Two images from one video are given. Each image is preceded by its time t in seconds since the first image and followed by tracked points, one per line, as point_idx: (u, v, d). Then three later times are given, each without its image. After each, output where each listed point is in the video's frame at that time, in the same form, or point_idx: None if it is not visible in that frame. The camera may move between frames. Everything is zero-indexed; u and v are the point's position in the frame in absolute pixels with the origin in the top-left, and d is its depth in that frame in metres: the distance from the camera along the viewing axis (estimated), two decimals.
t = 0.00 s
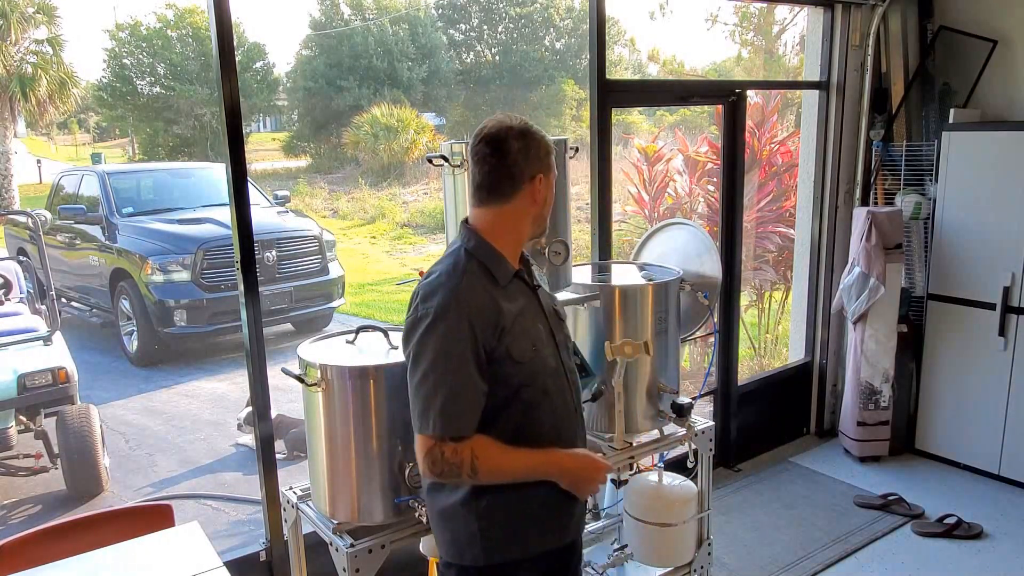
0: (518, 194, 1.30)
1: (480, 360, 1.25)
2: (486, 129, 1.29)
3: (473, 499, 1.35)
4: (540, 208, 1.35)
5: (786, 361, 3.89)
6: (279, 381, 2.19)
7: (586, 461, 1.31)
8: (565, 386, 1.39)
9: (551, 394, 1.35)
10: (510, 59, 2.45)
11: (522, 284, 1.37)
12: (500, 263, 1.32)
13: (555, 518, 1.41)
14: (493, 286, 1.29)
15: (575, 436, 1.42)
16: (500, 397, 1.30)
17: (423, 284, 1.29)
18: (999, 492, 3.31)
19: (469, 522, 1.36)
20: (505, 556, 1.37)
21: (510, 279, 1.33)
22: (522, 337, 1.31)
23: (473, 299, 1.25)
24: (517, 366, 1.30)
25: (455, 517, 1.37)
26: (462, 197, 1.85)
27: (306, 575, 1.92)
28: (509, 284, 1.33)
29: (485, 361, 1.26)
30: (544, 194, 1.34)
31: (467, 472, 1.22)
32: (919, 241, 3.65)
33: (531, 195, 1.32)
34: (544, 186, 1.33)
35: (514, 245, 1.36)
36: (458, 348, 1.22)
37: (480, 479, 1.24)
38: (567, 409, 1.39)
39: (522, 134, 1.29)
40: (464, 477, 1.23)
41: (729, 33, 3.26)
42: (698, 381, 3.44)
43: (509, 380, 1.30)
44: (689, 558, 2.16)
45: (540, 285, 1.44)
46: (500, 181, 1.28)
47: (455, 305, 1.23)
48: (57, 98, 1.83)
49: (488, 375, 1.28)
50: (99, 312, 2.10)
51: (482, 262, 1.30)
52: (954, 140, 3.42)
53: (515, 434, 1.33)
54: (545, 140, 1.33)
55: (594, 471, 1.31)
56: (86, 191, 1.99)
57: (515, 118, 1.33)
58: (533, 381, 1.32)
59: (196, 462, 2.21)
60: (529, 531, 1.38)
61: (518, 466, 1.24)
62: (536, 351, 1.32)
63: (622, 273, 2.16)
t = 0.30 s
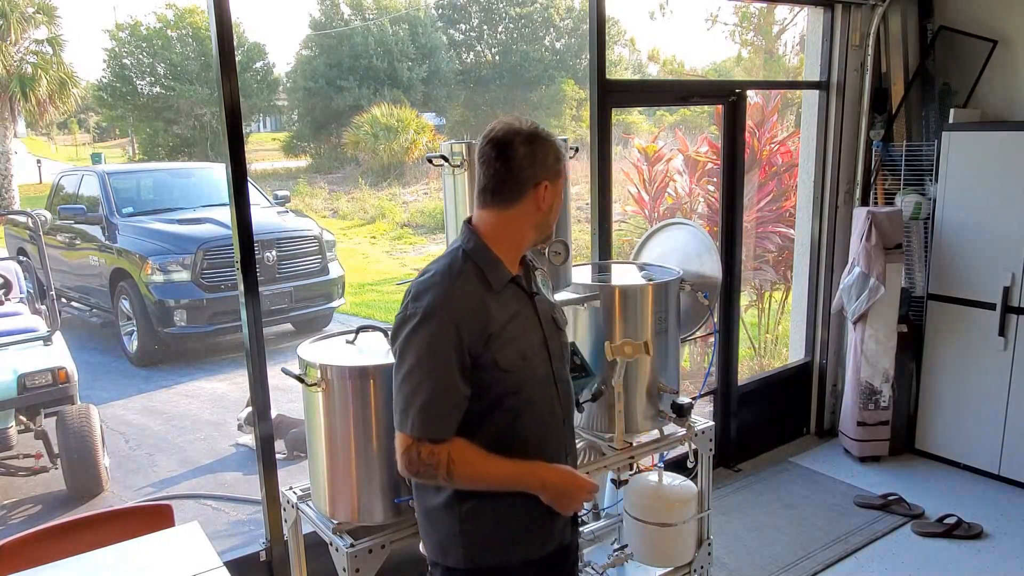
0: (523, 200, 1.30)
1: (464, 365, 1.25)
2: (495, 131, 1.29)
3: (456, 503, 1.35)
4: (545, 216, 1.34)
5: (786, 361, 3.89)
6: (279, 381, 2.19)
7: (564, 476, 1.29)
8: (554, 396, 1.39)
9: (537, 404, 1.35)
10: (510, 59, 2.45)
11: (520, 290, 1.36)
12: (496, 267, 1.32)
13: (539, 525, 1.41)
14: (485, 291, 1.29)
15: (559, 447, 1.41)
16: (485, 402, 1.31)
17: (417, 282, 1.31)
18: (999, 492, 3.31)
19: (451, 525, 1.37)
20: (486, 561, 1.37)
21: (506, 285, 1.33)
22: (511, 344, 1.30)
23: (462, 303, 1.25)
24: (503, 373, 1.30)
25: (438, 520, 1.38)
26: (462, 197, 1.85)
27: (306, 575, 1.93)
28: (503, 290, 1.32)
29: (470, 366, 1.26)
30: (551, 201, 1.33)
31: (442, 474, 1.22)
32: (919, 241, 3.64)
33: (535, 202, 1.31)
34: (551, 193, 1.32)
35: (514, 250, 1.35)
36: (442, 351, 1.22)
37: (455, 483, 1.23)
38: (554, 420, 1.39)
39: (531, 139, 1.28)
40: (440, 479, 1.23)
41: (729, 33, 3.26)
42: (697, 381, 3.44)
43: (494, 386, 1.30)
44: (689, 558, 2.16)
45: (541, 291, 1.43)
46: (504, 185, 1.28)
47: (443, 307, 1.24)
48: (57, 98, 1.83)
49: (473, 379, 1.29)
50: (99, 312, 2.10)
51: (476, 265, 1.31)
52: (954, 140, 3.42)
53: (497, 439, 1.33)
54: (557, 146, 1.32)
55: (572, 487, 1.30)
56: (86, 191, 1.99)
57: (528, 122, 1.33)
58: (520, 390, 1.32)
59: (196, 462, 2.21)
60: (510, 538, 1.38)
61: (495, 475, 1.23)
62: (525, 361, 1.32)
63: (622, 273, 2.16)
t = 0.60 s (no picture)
0: (538, 204, 1.30)
1: (462, 364, 1.25)
2: (516, 133, 1.30)
3: (446, 502, 1.36)
4: (558, 223, 1.34)
5: (786, 361, 3.89)
6: (279, 381, 2.19)
7: (553, 491, 1.28)
8: (550, 403, 1.38)
9: (532, 410, 1.35)
10: (510, 59, 2.45)
11: (524, 295, 1.36)
12: (503, 268, 1.32)
13: (527, 533, 1.39)
14: (488, 293, 1.29)
15: (551, 457, 1.40)
16: (479, 403, 1.31)
17: (422, 277, 1.31)
18: (999, 492, 3.31)
19: (440, 523, 1.38)
20: (470, 565, 1.37)
21: (511, 288, 1.33)
22: (509, 348, 1.30)
23: (464, 302, 1.26)
24: (500, 376, 1.29)
25: (428, 517, 1.40)
26: (462, 197, 1.84)
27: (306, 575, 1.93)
28: (507, 293, 1.32)
29: (467, 366, 1.26)
30: (566, 209, 1.33)
31: (429, 471, 1.23)
32: (919, 241, 3.64)
33: (548, 208, 1.31)
34: (567, 201, 1.33)
35: (523, 253, 1.36)
36: (439, 348, 1.22)
37: (442, 481, 1.23)
38: (547, 427, 1.38)
39: (551, 146, 1.29)
40: (426, 476, 1.24)
41: (729, 33, 3.26)
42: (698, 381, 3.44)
43: (490, 388, 1.30)
44: (689, 558, 2.16)
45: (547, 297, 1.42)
46: (519, 188, 1.28)
47: (444, 305, 1.24)
48: (57, 98, 1.83)
49: (470, 380, 1.29)
50: (99, 312, 2.10)
51: (482, 265, 1.31)
52: (955, 140, 3.41)
53: (489, 442, 1.33)
54: (577, 155, 1.33)
55: (560, 502, 1.29)
56: (86, 191, 1.99)
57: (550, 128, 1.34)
58: (515, 394, 1.31)
59: (196, 461, 2.21)
60: (496, 544, 1.37)
61: (482, 478, 1.23)
62: (522, 366, 1.31)
63: (622, 273, 2.16)
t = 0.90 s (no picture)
0: (551, 205, 1.30)
1: (465, 359, 1.26)
2: (528, 133, 1.30)
3: (444, 499, 1.36)
4: (570, 225, 1.34)
5: (786, 361, 3.89)
6: (279, 381, 2.19)
7: (553, 489, 1.28)
8: (553, 405, 1.38)
9: (535, 410, 1.35)
10: (510, 59, 2.45)
11: (531, 295, 1.36)
12: (512, 268, 1.32)
13: (523, 533, 1.39)
14: (495, 290, 1.30)
15: (551, 460, 1.40)
16: (482, 400, 1.31)
17: (429, 272, 1.32)
18: (999, 492, 3.31)
19: (438, 521, 1.38)
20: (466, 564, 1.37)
21: (517, 288, 1.33)
22: (514, 347, 1.31)
23: (470, 298, 1.26)
24: (503, 374, 1.30)
25: (426, 515, 1.40)
26: (462, 197, 1.84)
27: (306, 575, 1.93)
28: (513, 292, 1.32)
29: (470, 362, 1.27)
30: (579, 211, 1.34)
31: (430, 465, 1.23)
32: (919, 241, 3.64)
33: (558, 208, 1.31)
34: (580, 203, 1.33)
35: (531, 253, 1.36)
36: (444, 343, 1.23)
37: (443, 476, 1.24)
38: (549, 427, 1.38)
39: (567, 147, 1.30)
40: (427, 470, 1.24)
41: (729, 33, 3.26)
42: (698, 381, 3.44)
43: (493, 386, 1.30)
44: (689, 557, 2.16)
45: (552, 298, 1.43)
46: (529, 187, 1.29)
47: (450, 300, 1.25)
48: (57, 98, 1.83)
49: (473, 377, 1.29)
50: (99, 312, 2.10)
51: (489, 263, 1.31)
52: (955, 140, 3.41)
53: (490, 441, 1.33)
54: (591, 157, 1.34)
55: (560, 498, 1.29)
56: (86, 191, 1.99)
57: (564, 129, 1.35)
58: (518, 393, 1.32)
59: (196, 461, 2.21)
60: (492, 544, 1.37)
61: (483, 472, 1.23)
62: (526, 365, 1.31)
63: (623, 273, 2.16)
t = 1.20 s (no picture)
0: (527, 198, 1.30)
1: (462, 360, 1.26)
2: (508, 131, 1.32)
3: (445, 501, 1.36)
4: (552, 216, 1.33)
5: (786, 361, 3.89)
6: (279, 381, 2.19)
7: (554, 489, 1.28)
8: (551, 405, 1.39)
9: (533, 410, 1.34)
10: (510, 59, 2.45)
11: (525, 295, 1.36)
12: (499, 266, 1.32)
13: (524, 535, 1.39)
14: (490, 291, 1.30)
15: (550, 460, 1.41)
16: (480, 401, 1.31)
17: (424, 274, 1.32)
18: (999, 492, 3.31)
19: (438, 523, 1.38)
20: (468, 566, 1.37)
21: (511, 287, 1.33)
22: (510, 347, 1.30)
23: (465, 298, 1.26)
24: (500, 374, 1.30)
25: (427, 515, 1.40)
26: (462, 197, 1.85)
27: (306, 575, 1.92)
28: (507, 291, 1.32)
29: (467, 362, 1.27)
30: (561, 203, 1.32)
31: (429, 468, 1.23)
32: (919, 241, 3.64)
33: (534, 200, 1.31)
34: (560, 194, 1.31)
35: (518, 251, 1.36)
36: (439, 345, 1.23)
37: (443, 479, 1.23)
38: (548, 427, 1.38)
39: (541, 139, 1.30)
40: (427, 473, 1.24)
41: (729, 33, 3.26)
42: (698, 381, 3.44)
43: (490, 386, 1.30)
44: (690, 558, 2.16)
45: (549, 299, 1.42)
46: (506, 182, 1.30)
47: (445, 302, 1.24)
48: (57, 98, 1.83)
49: (470, 378, 1.29)
50: (99, 312, 2.10)
51: (481, 263, 1.32)
52: (955, 140, 3.41)
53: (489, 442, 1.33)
54: (572, 148, 1.32)
55: (561, 498, 1.29)
56: (86, 191, 1.99)
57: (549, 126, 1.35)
58: (515, 393, 1.31)
59: (196, 461, 2.21)
60: (494, 545, 1.37)
61: (483, 473, 1.23)
62: (522, 365, 1.31)
63: (623, 273, 2.16)
